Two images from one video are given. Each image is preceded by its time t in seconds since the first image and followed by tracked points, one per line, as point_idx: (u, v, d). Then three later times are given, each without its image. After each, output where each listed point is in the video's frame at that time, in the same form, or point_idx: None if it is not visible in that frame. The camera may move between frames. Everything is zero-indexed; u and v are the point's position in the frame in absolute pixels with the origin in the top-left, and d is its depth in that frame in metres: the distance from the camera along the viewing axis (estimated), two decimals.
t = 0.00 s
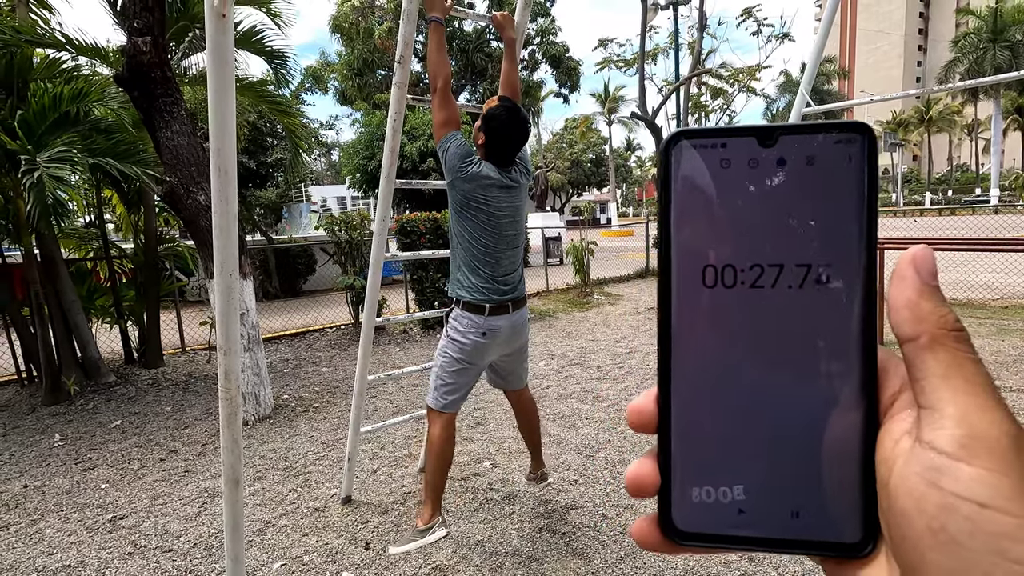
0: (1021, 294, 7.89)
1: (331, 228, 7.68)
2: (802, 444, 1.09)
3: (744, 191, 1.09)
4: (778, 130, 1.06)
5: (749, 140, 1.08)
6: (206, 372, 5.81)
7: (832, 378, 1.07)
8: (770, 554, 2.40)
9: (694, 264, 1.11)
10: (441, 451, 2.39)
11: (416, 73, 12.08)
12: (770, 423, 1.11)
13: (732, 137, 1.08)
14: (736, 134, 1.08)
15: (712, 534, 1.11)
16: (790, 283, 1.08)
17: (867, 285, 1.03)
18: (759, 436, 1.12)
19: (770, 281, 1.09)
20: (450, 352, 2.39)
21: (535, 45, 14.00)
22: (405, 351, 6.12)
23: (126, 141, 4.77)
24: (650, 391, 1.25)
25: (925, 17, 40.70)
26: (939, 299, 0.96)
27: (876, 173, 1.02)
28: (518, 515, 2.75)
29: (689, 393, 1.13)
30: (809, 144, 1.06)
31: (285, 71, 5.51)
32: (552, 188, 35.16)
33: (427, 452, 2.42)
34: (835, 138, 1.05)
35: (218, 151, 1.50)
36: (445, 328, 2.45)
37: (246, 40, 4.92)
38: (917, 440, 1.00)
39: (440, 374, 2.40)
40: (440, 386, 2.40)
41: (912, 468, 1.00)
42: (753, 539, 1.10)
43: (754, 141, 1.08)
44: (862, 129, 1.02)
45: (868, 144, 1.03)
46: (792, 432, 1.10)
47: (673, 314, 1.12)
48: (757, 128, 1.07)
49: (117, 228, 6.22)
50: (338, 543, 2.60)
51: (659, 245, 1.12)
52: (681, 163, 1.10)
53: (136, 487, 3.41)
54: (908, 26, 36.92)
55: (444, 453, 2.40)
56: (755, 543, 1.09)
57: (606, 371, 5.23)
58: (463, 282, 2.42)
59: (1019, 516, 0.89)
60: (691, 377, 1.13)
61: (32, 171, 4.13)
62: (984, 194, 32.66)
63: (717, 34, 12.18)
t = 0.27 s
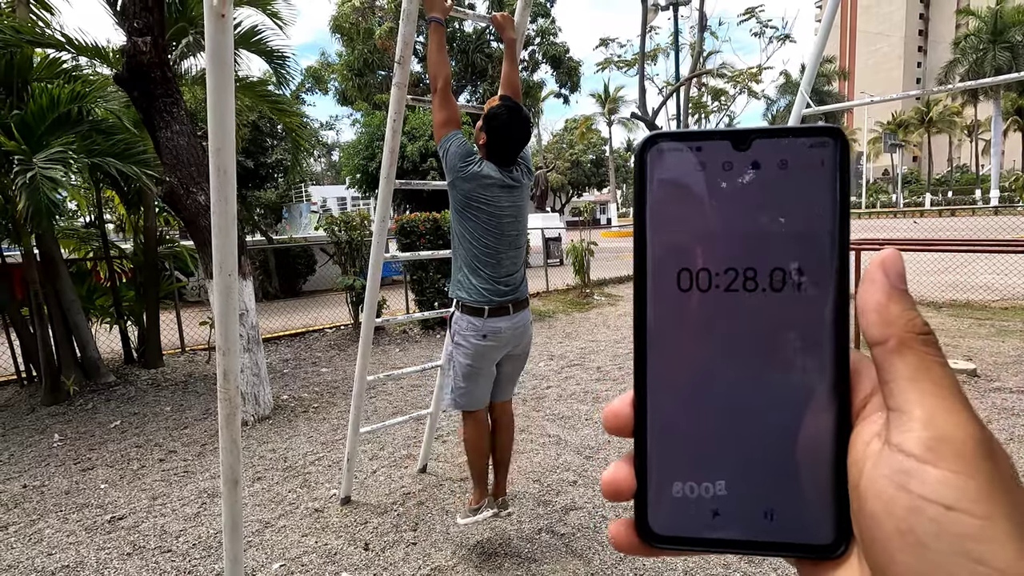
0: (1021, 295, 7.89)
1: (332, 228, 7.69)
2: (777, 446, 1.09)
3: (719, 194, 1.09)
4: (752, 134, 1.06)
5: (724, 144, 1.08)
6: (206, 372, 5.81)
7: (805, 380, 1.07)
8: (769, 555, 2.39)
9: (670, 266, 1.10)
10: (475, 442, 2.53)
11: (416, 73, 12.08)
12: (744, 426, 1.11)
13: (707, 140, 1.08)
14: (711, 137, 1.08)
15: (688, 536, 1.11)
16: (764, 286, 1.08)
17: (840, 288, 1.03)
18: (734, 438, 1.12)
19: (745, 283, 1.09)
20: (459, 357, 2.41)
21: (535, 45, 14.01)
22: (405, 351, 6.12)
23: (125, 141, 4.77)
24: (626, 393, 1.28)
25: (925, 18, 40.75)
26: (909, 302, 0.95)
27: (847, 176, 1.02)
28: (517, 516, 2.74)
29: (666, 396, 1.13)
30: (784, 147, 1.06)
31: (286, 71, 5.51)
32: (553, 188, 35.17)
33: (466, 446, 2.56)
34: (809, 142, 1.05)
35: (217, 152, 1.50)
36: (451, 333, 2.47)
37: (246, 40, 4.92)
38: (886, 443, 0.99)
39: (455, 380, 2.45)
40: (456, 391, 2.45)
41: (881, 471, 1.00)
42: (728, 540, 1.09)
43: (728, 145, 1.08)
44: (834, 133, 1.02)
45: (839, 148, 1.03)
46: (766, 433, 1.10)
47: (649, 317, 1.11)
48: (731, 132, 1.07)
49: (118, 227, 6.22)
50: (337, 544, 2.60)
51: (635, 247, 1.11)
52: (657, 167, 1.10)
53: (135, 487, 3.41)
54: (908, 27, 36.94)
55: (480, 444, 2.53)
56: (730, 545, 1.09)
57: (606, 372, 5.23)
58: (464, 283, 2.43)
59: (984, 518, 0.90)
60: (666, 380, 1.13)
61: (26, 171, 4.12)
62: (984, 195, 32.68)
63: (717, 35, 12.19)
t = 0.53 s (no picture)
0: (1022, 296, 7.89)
1: (332, 229, 7.68)
2: (780, 439, 1.10)
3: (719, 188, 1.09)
4: (750, 129, 1.06)
5: (723, 139, 1.08)
6: (205, 373, 5.80)
7: (806, 373, 1.08)
8: (769, 557, 2.39)
9: (671, 261, 1.11)
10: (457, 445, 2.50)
11: (417, 74, 12.08)
12: (747, 419, 1.12)
13: (707, 136, 1.07)
14: (710, 133, 1.08)
15: (693, 528, 1.11)
16: (766, 279, 1.08)
17: (840, 282, 1.04)
18: (736, 431, 1.12)
19: (747, 277, 1.09)
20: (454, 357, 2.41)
21: (536, 46, 14.01)
22: (405, 352, 6.11)
23: (126, 141, 4.74)
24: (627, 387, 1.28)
25: (925, 20, 40.77)
26: (906, 292, 0.96)
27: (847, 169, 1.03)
28: (517, 517, 2.74)
29: (667, 391, 1.13)
30: (782, 142, 1.06)
31: (286, 71, 5.51)
32: (553, 189, 35.18)
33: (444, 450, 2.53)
34: (806, 136, 1.05)
35: (216, 152, 1.49)
36: (449, 331, 2.46)
37: (246, 40, 4.92)
38: (886, 432, 0.99)
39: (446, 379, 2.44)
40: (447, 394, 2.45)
41: (882, 460, 0.99)
42: (732, 532, 1.10)
43: (728, 140, 1.08)
44: (833, 127, 1.02)
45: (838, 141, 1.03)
46: (769, 426, 1.11)
47: (651, 312, 1.11)
48: (730, 126, 1.07)
49: (117, 228, 6.21)
50: (336, 545, 2.59)
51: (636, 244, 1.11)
52: (656, 163, 1.10)
53: (134, 488, 3.40)
54: (908, 28, 36.95)
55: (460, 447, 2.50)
56: (734, 537, 1.10)
57: (606, 373, 5.22)
58: (465, 284, 2.41)
59: (984, 504, 0.88)
60: (669, 375, 1.13)
61: (28, 176, 4.11)
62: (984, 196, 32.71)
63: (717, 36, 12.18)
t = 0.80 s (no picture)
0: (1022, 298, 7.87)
1: (331, 229, 7.67)
2: (788, 431, 1.09)
3: (730, 174, 1.08)
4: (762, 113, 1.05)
5: (734, 124, 1.07)
6: (204, 374, 5.79)
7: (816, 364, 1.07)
8: (769, 559, 2.38)
9: (680, 251, 1.10)
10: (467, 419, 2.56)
11: (416, 75, 12.07)
12: (755, 411, 1.11)
13: (717, 121, 1.06)
14: (722, 118, 1.06)
15: (699, 521, 1.11)
16: (775, 269, 1.07)
17: (852, 269, 1.02)
18: (744, 423, 1.11)
19: (756, 267, 1.08)
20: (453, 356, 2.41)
21: (535, 47, 14.00)
22: (404, 353, 6.10)
23: (125, 140, 4.75)
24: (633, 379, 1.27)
25: (925, 21, 40.79)
26: (920, 284, 0.96)
27: (860, 156, 1.02)
28: (516, 519, 2.73)
29: (675, 381, 1.12)
30: (794, 128, 1.05)
31: (285, 71, 5.49)
32: (552, 189, 35.17)
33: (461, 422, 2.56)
34: (820, 122, 1.04)
35: (213, 152, 1.48)
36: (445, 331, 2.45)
37: (246, 40, 4.90)
38: (898, 426, 0.99)
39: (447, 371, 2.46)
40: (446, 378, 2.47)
41: (894, 455, 0.99)
42: (738, 525, 1.10)
43: (739, 125, 1.06)
44: (847, 112, 1.01)
45: (853, 127, 1.02)
46: (777, 417, 1.10)
47: (658, 302, 1.10)
48: (742, 111, 1.05)
49: (116, 228, 6.20)
50: (335, 547, 2.58)
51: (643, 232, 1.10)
52: (665, 148, 1.09)
53: (132, 490, 3.39)
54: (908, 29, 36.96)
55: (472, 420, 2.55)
56: (741, 530, 1.09)
57: (606, 374, 5.21)
58: (464, 286, 2.40)
59: (998, 500, 0.88)
60: (676, 366, 1.12)
61: (31, 179, 4.08)
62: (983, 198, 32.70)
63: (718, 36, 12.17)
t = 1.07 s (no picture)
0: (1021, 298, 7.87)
1: (330, 229, 7.66)
2: (795, 427, 1.08)
3: (736, 169, 1.07)
4: (769, 107, 1.04)
5: (740, 118, 1.06)
6: (203, 374, 5.78)
7: (823, 359, 1.06)
8: (769, 560, 2.37)
9: (685, 246, 1.09)
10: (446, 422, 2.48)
11: (416, 75, 12.07)
12: (761, 406, 1.10)
13: (723, 115, 1.06)
14: (727, 112, 1.06)
15: (704, 518, 1.10)
16: (781, 263, 1.07)
17: (860, 263, 1.01)
18: (749, 419, 1.11)
19: (762, 262, 1.08)
20: (443, 351, 2.38)
21: (535, 47, 13.99)
22: (404, 353, 6.10)
23: (124, 140, 4.76)
24: (638, 375, 1.27)
25: (925, 21, 40.79)
26: (930, 278, 0.95)
27: (868, 150, 1.01)
28: (516, 520, 2.72)
29: (680, 377, 1.12)
30: (801, 121, 1.04)
31: (285, 70, 5.48)
32: (552, 190, 35.16)
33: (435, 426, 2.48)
34: (827, 115, 1.03)
35: (211, 151, 1.47)
36: (438, 326, 2.43)
37: (245, 40, 4.90)
38: (908, 421, 0.98)
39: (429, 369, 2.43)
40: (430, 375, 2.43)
41: (904, 450, 0.98)
42: (744, 522, 1.09)
43: (745, 120, 1.06)
44: (855, 106, 1.00)
45: (861, 121, 1.01)
46: (783, 413, 1.09)
47: (663, 298, 1.10)
48: (748, 105, 1.04)
49: (116, 228, 6.19)
50: (333, 548, 2.57)
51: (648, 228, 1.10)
52: (670, 143, 1.08)
53: (131, 490, 3.38)
54: (908, 30, 36.97)
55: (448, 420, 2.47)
56: (746, 527, 1.09)
57: (606, 374, 5.20)
58: (460, 286, 2.39)
59: (1009, 495, 0.88)
60: (680, 361, 1.12)
61: (31, 171, 4.09)
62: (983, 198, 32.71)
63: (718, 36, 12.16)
